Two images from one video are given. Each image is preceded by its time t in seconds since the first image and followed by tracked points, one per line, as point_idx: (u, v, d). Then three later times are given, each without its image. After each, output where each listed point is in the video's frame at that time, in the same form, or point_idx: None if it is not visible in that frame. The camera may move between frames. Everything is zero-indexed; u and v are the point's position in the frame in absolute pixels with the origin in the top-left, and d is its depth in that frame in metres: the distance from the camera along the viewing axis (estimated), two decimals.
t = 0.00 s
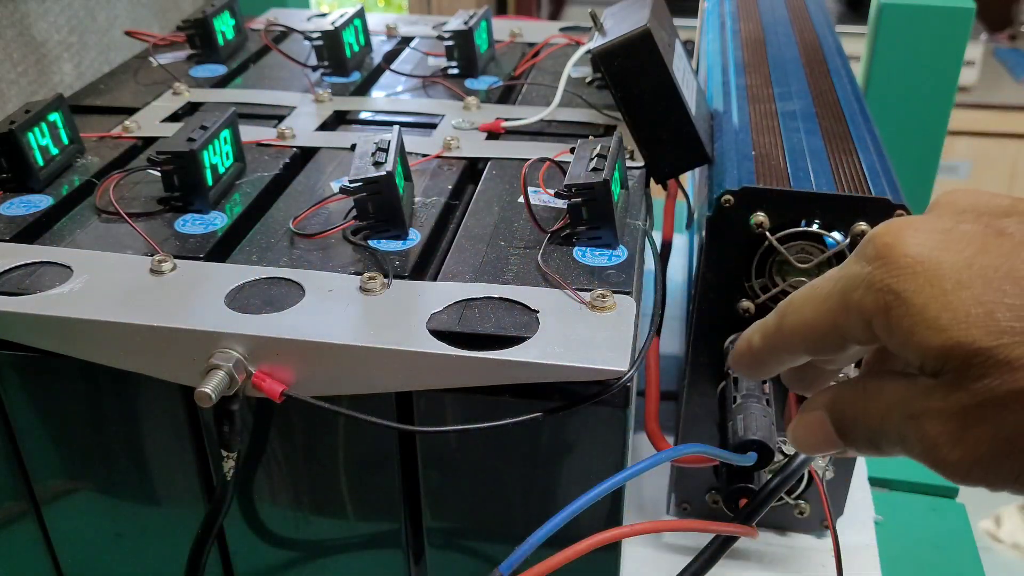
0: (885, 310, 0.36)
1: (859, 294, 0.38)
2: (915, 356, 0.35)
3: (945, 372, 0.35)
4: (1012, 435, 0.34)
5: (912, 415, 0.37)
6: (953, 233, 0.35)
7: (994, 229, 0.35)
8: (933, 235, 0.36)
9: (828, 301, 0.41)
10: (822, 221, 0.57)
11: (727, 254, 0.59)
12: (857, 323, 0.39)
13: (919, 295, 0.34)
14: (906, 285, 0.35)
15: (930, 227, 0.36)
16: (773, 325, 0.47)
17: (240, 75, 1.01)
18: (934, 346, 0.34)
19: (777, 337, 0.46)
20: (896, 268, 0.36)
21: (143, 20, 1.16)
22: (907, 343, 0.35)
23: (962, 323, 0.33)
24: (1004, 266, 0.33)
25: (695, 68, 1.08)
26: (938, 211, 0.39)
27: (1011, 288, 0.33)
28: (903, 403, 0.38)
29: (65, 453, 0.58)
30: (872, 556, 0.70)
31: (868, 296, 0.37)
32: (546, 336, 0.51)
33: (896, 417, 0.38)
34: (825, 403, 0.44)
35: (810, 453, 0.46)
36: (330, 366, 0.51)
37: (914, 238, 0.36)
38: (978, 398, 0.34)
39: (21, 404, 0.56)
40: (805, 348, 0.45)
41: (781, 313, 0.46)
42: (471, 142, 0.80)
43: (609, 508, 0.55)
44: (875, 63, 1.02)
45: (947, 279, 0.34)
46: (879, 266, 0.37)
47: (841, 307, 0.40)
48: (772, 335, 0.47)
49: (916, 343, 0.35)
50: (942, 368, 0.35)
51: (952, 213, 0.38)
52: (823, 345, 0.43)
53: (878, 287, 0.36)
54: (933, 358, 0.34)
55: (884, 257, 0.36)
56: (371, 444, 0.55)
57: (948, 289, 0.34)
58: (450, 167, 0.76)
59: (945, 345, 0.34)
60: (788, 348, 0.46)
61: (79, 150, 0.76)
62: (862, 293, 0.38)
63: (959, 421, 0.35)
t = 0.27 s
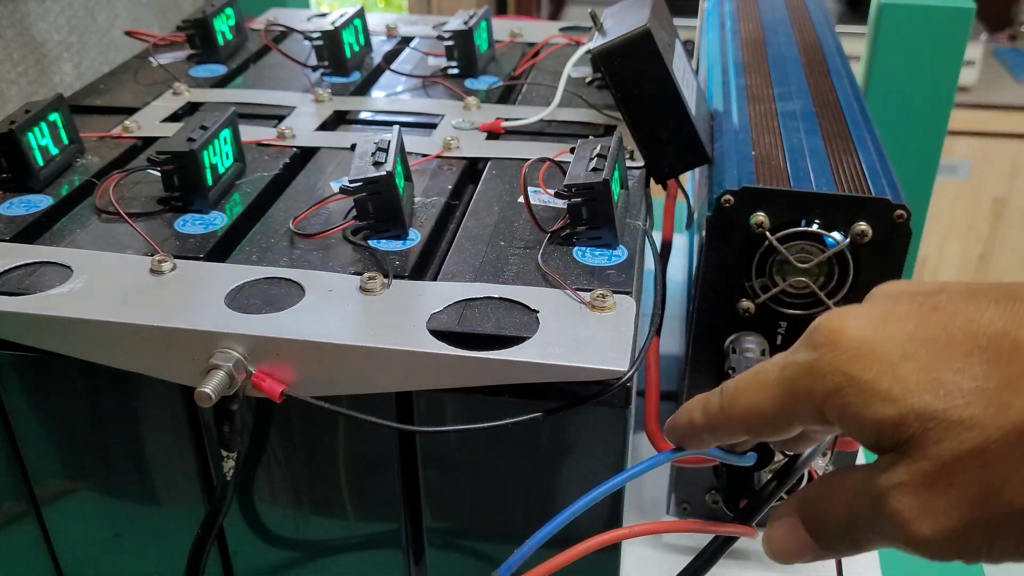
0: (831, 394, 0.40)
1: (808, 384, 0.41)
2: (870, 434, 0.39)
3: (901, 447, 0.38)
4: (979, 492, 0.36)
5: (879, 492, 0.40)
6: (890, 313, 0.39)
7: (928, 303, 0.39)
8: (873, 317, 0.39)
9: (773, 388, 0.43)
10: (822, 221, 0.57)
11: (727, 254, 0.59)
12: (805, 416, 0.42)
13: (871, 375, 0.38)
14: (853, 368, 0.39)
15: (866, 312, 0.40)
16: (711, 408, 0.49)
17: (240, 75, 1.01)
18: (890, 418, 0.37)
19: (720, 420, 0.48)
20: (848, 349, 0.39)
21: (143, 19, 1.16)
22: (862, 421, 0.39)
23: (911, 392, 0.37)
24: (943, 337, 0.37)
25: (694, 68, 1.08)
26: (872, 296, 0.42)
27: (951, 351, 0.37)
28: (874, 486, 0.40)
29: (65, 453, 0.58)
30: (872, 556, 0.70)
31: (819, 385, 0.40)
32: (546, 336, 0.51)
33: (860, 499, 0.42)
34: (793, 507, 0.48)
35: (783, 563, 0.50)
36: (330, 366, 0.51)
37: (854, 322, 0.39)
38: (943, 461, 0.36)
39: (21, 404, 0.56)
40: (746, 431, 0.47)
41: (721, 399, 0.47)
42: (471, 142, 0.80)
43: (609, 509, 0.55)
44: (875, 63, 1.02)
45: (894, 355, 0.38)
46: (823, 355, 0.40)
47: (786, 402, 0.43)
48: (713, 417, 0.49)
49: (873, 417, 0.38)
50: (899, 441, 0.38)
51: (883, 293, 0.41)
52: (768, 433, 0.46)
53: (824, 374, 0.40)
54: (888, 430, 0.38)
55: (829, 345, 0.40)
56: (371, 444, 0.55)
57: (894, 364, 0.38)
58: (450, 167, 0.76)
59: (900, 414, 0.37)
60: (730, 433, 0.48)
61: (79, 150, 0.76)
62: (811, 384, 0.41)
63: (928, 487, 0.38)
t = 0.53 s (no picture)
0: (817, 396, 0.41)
1: (798, 385, 0.42)
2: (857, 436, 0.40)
3: (887, 448, 0.39)
4: (963, 493, 0.38)
5: (870, 491, 0.41)
6: (874, 317, 0.40)
7: (909, 306, 0.40)
8: (857, 321, 0.40)
9: (772, 389, 0.45)
10: (822, 221, 0.57)
11: (727, 253, 0.59)
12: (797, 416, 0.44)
13: (855, 380, 0.39)
14: (838, 371, 0.40)
15: (851, 316, 0.41)
16: (723, 408, 0.51)
17: (240, 75, 1.01)
18: (873, 423, 0.38)
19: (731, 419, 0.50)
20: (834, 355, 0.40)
21: (143, 19, 1.16)
22: (848, 425, 0.40)
23: (891, 399, 0.37)
24: (919, 342, 0.38)
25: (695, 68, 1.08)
26: (864, 298, 0.43)
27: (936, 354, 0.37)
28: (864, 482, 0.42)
29: (65, 453, 0.58)
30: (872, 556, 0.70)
31: (807, 386, 0.41)
32: (546, 336, 0.51)
33: (853, 498, 0.43)
34: (791, 501, 0.49)
35: (782, 549, 0.52)
36: (330, 366, 0.51)
37: (838, 327, 0.40)
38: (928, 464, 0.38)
39: (21, 404, 0.56)
40: (754, 432, 0.49)
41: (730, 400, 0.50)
42: (471, 142, 0.80)
43: (609, 509, 0.55)
44: (875, 62, 1.02)
45: (876, 361, 0.38)
46: (811, 358, 0.41)
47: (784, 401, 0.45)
48: (724, 418, 0.51)
49: (856, 422, 0.39)
50: (885, 446, 0.39)
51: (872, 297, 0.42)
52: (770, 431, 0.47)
53: (812, 377, 0.41)
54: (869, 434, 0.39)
55: (817, 351, 0.41)
56: (371, 444, 0.55)
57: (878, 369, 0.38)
58: (450, 167, 0.76)
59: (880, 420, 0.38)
60: (740, 436, 0.50)
61: (79, 150, 0.76)
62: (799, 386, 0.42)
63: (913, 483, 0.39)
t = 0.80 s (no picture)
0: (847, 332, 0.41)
1: (831, 321, 0.42)
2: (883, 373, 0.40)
3: (913, 386, 0.40)
4: (982, 432, 0.38)
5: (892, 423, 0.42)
6: (911, 257, 0.40)
7: (947, 249, 0.40)
8: (895, 259, 0.40)
9: (805, 327, 0.45)
10: (822, 221, 0.57)
11: (727, 253, 0.59)
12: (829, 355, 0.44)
13: (887, 316, 0.39)
14: (871, 307, 0.40)
15: (889, 254, 0.41)
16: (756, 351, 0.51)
17: (239, 75, 1.01)
18: (900, 360, 0.39)
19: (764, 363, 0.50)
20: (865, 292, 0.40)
21: (143, 19, 1.16)
22: (877, 360, 0.40)
23: (923, 336, 0.38)
24: (957, 284, 0.38)
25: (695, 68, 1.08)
26: (902, 237, 0.43)
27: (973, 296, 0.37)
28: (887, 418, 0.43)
29: (65, 453, 0.58)
30: (872, 556, 0.70)
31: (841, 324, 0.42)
32: (545, 336, 0.51)
33: (872, 430, 0.44)
34: (815, 422, 0.50)
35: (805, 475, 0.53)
36: (330, 366, 0.51)
37: (877, 264, 0.40)
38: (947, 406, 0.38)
39: (21, 404, 0.56)
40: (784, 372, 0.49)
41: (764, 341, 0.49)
42: (471, 142, 0.80)
43: (609, 508, 0.55)
44: (875, 62, 1.02)
45: (909, 299, 0.38)
46: (846, 293, 0.41)
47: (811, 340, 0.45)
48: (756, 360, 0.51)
49: (886, 358, 0.39)
50: (910, 382, 0.39)
51: (911, 240, 0.42)
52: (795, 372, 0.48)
53: (846, 311, 0.41)
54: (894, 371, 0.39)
55: (851, 285, 0.41)
56: (371, 444, 0.55)
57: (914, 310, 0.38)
58: (450, 167, 0.76)
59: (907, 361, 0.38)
60: (771, 377, 0.50)
61: (79, 150, 0.76)
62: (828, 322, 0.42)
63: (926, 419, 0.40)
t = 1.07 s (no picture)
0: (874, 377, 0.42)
1: (860, 366, 0.42)
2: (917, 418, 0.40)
3: (940, 426, 0.39)
4: (1013, 469, 0.38)
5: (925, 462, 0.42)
6: (934, 301, 0.40)
7: (969, 292, 0.40)
8: (919, 304, 0.41)
9: (837, 371, 0.45)
10: (822, 221, 0.57)
11: (727, 254, 0.59)
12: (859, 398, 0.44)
13: (910, 357, 0.39)
14: (896, 352, 0.40)
15: (912, 300, 0.41)
16: (790, 396, 0.50)
17: (240, 75, 1.01)
18: (927, 402, 0.39)
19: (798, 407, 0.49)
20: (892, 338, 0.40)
21: (143, 19, 1.16)
22: (904, 403, 0.40)
23: (948, 377, 0.38)
24: (979, 326, 0.38)
25: (694, 68, 1.08)
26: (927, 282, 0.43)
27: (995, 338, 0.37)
28: (918, 457, 0.42)
29: (65, 454, 0.58)
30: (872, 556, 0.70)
31: (869, 368, 0.42)
32: (545, 336, 0.51)
33: (910, 468, 0.44)
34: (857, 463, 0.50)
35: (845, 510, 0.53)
36: (330, 366, 0.51)
37: (902, 308, 0.41)
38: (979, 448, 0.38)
39: (21, 404, 0.56)
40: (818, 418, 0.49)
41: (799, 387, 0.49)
42: (471, 142, 0.80)
43: (609, 508, 0.55)
44: (875, 63, 1.02)
45: (933, 343, 0.39)
46: (872, 339, 0.41)
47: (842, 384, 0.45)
48: (790, 403, 0.50)
49: (913, 402, 0.39)
50: (938, 423, 0.39)
51: (930, 284, 0.42)
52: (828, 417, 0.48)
53: (873, 359, 0.41)
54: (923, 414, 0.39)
55: (876, 331, 0.41)
56: (372, 444, 0.55)
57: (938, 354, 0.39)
58: (450, 167, 0.76)
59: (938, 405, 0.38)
60: (801, 419, 0.50)
61: (79, 150, 0.76)
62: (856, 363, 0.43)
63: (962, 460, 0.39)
